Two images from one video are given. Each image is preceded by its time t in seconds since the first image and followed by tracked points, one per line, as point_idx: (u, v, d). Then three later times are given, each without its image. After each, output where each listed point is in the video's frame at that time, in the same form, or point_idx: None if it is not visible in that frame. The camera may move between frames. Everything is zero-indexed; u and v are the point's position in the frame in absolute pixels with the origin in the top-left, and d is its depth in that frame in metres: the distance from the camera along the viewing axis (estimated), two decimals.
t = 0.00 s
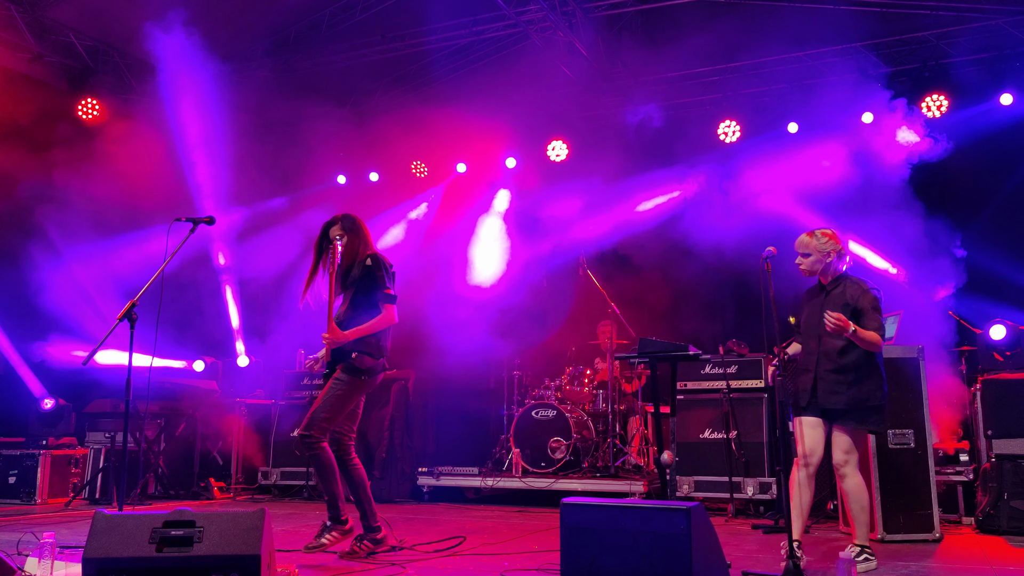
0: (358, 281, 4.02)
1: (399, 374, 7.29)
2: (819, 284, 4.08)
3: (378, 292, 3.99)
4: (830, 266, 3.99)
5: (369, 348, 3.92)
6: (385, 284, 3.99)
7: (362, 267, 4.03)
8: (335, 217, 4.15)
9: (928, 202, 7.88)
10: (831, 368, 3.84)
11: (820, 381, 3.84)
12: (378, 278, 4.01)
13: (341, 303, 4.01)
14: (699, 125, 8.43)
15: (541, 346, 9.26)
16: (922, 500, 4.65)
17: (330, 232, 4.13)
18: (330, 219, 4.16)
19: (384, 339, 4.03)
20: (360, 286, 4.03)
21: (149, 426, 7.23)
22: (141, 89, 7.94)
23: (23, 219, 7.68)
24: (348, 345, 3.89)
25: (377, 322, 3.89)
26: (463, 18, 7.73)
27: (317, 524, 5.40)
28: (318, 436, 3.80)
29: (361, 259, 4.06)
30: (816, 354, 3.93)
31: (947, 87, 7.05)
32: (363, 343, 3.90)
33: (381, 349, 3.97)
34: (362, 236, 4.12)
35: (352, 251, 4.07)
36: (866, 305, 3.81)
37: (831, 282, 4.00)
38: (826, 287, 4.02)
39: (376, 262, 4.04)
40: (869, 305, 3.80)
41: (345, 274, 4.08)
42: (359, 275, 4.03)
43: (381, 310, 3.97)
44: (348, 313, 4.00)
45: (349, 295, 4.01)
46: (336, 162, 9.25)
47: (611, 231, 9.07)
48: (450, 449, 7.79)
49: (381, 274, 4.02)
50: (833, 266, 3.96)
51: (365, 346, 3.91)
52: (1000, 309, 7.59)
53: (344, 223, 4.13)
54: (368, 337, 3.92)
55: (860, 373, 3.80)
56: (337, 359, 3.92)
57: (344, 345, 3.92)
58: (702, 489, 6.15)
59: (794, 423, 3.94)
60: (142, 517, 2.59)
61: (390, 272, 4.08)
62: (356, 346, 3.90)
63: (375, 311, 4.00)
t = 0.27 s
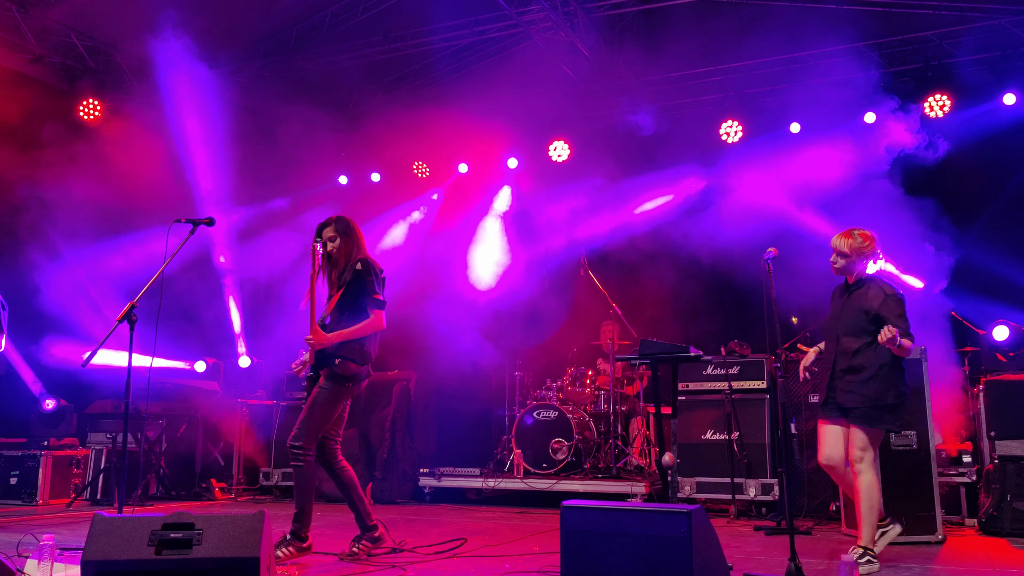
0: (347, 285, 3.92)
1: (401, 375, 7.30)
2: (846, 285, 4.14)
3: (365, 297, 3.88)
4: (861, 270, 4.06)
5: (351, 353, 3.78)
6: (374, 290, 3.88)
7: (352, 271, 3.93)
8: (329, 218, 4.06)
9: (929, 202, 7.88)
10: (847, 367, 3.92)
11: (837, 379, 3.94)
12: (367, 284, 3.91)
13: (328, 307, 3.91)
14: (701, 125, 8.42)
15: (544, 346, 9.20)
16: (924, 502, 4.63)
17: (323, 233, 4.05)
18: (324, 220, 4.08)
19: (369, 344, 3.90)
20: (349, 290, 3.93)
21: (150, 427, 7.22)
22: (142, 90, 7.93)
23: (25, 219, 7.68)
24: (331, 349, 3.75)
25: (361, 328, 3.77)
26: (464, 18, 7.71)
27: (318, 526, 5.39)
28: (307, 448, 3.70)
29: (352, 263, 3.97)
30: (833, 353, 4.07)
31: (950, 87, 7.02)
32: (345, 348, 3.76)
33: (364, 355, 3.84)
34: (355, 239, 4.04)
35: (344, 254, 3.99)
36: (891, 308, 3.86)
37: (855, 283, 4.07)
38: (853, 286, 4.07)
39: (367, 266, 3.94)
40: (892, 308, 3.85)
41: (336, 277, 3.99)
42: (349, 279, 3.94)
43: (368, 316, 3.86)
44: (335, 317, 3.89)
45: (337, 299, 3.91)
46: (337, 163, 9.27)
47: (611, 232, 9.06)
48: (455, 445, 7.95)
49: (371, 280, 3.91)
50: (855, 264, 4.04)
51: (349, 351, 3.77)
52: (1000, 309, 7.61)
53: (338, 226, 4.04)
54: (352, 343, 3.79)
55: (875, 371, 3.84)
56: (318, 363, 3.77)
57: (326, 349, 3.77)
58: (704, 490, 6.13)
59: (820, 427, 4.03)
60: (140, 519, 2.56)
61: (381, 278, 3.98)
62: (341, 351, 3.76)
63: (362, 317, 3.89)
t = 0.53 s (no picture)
0: (328, 289, 3.90)
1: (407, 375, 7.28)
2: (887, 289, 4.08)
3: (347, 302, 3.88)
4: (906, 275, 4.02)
5: (332, 358, 3.81)
6: (354, 294, 3.86)
7: (333, 275, 3.91)
8: (315, 221, 4.05)
9: (935, 204, 7.78)
10: (873, 368, 3.92)
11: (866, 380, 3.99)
12: (348, 289, 3.88)
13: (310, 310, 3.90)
14: (706, 125, 8.41)
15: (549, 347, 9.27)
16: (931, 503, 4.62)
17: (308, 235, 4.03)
18: (310, 222, 4.07)
19: (350, 350, 3.93)
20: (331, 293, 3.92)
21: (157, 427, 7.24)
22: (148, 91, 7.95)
23: (33, 221, 7.72)
24: (311, 353, 3.76)
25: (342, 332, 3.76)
26: (469, 19, 7.71)
27: (325, 526, 5.40)
28: (303, 458, 3.71)
29: (334, 267, 3.94)
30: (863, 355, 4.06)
31: (955, 87, 7.00)
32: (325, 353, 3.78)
33: (343, 362, 3.86)
34: (340, 242, 4.01)
35: (328, 257, 3.97)
36: (920, 318, 3.75)
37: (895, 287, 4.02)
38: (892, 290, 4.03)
39: (348, 270, 3.92)
40: (919, 316, 3.75)
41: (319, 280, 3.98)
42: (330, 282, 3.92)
43: (350, 320, 3.85)
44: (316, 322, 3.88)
45: (319, 302, 3.89)
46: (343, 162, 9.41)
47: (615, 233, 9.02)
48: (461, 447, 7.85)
49: (353, 284, 3.89)
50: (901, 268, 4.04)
51: (329, 356, 3.80)
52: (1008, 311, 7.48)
53: (322, 228, 4.02)
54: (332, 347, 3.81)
55: (893, 374, 3.81)
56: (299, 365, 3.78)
57: (307, 353, 3.78)
58: (711, 491, 6.12)
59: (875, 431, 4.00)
60: (149, 519, 2.57)
61: (363, 282, 3.95)
62: (321, 355, 3.78)
63: (343, 321, 3.89)
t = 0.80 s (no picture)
0: (324, 291, 3.85)
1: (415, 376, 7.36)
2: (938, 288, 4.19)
3: (342, 305, 3.82)
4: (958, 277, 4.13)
5: (322, 361, 3.71)
6: (351, 299, 3.82)
7: (330, 278, 3.87)
8: (316, 222, 4.03)
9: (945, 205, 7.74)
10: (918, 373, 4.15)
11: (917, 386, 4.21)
12: (345, 292, 3.85)
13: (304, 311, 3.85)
14: (716, 126, 8.38)
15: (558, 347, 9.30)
16: (942, 504, 4.61)
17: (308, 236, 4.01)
18: (312, 223, 4.05)
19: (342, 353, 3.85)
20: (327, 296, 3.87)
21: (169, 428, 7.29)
22: (159, 94, 7.99)
23: (45, 223, 7.77)
24: (303, 354, 3.69)
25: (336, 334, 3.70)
26: (478, 20, 7.72)
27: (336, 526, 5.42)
28: (303, 460, 3.63)
29: (332, 269, 3.91)
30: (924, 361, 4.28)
31: (966, 87, 7.01)
32: (316, 353, 3.70)
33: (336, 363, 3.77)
34: (340, 245, 3.98)
35: (327, 259, 3.93)
36: (945, 317, 3.95)
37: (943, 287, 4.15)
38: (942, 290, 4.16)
39: (346, 274, 3.88)
40: (945, 316, 3.95)
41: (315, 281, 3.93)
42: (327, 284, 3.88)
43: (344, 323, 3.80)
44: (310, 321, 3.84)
45: (313, 304, 3.85)
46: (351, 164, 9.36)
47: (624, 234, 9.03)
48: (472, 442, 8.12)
49: (351, 287, 3.85)
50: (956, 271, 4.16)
51: (321, 357, 3.72)
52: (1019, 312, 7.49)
53: (323, 229, 3.99)
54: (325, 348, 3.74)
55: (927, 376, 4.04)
56: (289, 366, 3.70)
57: (298, 353, 3.71)
58: (720, 492, 6.13)
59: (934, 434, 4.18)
60: (163, 519, 2.54)
61: (360, 287, 3.92)
62: (313, 356, 3.70)
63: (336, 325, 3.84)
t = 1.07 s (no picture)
0: (326, 285, 3.83)
1: (430, 377, 7.33)
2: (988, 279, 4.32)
3: (344, 301, 3.79)
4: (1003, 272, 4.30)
5: (325, 359, 3.71)
6: (353, 295, 3.79)
7: (333, 271, 3.85)
8: (323, 214, 4.01)
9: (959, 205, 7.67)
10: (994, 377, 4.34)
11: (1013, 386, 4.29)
12: (347, 287, 3.82)
13: (305, 303, 3.81)
14: (729, 126, 8.35)
15: (571, 347, 9.29)
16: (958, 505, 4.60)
17: (314, 228, 3.98)
18: (318, 214, 4.03)
19: (340, 352, 3.84)
20: (328, 290, 3.84)
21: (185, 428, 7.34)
22: (175, 96, 8.07)
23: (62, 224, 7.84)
24: (307, 353, 3.67)
25: (338, 329, 3.67)
26: (491, 20, 7.72)
27: (352, 525, 5.45)
28: (320, 458, 3.63)
29: (334, 264, 3.88)
30: None
31: (982, 85, 7.01)
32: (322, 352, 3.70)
33: (337, 363, 3.77)
34: (344, 240, 3.96)
35: (330, 253, 3.91)
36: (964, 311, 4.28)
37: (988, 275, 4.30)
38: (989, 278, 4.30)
39: (348, 269, 3.85)
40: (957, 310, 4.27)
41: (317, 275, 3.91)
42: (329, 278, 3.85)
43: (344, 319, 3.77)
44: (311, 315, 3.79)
45: (315, 296, 3.82)
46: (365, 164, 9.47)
47: (637, 235, 8.95)
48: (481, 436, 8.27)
49: (353, 284, 3.82)
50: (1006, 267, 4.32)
51: (326, 356, 3.72)
52: None
53: (329, 222, 3.97)
54: (328, 345, 3.73)
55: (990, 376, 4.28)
56: (295, 364, 3.67)
57: (301, 352, 3.69)
58: (734, 492, 6.13)
59: None
60: (183, 518, 2.51)
61: (361, 283, 3.89)
62: (317, 355, 3.69)
63: (336, 322, 3.80)
